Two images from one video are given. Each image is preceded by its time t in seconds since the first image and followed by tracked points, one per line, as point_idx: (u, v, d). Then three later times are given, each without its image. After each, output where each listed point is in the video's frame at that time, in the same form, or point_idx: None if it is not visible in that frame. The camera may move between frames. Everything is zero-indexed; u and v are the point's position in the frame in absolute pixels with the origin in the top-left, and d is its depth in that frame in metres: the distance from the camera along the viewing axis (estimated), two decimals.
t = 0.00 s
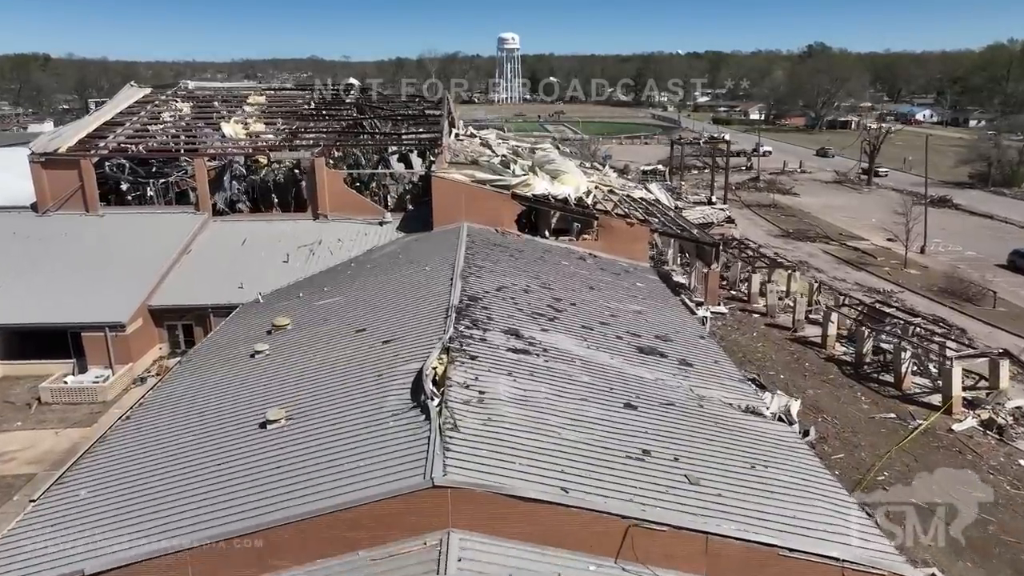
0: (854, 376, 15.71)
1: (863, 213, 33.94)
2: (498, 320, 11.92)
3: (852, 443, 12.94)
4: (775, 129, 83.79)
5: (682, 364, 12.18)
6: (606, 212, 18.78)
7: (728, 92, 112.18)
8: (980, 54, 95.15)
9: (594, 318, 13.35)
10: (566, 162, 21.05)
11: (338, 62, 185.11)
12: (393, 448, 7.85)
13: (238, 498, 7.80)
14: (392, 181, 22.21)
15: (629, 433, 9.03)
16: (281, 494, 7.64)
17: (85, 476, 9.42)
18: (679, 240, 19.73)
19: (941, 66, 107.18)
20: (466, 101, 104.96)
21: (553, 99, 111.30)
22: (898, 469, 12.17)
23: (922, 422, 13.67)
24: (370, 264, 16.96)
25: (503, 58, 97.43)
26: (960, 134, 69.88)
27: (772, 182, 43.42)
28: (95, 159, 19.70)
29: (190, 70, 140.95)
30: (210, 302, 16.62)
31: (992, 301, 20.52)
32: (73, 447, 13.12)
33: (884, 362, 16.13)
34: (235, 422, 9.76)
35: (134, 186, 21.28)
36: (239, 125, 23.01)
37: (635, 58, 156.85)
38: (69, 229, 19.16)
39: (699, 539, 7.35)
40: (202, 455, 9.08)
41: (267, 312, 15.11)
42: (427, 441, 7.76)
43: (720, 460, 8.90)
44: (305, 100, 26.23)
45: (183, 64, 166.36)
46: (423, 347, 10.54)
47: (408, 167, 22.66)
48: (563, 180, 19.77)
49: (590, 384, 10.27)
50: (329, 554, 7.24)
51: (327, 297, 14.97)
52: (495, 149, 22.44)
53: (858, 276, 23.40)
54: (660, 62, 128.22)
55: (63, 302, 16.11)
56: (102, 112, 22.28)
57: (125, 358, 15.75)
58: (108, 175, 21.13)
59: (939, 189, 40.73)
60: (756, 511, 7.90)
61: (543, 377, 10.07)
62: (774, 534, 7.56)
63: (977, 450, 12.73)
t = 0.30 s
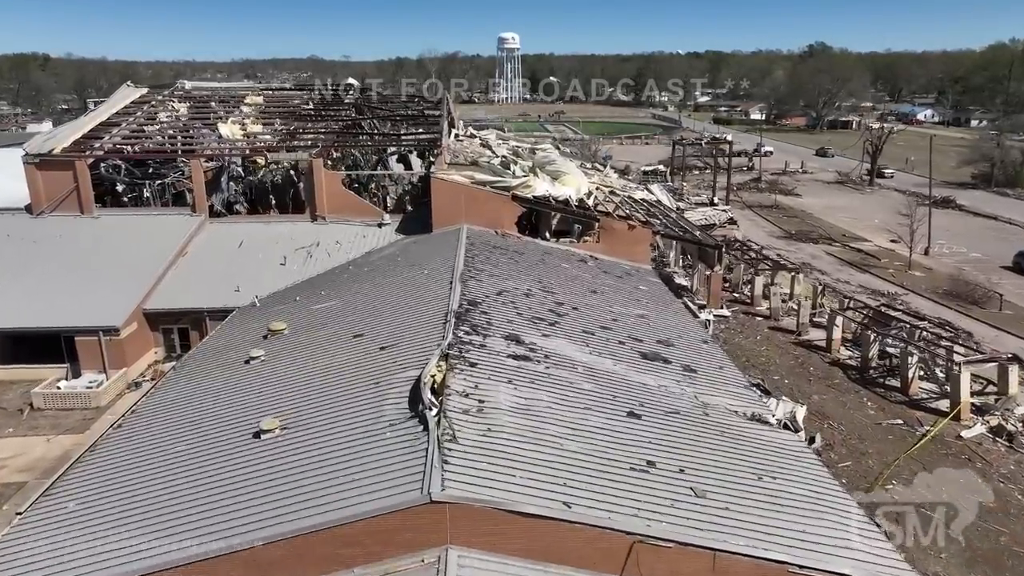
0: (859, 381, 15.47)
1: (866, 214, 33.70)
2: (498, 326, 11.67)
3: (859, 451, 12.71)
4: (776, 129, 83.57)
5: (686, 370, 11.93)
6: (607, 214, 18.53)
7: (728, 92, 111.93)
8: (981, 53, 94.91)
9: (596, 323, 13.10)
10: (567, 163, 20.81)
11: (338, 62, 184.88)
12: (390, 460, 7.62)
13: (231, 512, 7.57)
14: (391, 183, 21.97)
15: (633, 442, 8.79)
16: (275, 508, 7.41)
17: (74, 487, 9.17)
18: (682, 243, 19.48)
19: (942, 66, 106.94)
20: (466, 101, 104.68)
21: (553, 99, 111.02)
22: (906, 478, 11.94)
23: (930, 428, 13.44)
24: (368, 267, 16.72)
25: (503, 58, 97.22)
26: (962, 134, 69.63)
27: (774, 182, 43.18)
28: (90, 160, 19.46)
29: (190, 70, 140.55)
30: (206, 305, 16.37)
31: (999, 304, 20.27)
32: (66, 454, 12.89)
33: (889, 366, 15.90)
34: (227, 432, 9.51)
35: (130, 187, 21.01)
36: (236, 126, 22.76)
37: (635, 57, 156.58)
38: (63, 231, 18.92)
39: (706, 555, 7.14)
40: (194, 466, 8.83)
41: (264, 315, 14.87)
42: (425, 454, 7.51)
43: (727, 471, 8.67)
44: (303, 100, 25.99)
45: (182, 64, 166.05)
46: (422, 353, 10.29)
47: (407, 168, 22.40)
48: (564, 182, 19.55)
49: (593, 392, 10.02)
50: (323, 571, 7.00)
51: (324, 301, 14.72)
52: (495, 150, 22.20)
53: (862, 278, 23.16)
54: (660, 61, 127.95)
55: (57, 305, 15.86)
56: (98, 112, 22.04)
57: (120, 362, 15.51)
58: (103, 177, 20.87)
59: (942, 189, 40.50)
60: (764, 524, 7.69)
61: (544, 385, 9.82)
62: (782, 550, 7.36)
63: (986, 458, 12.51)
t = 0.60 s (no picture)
0: (865, 385, 15.25)
1: (868, 215, 33.47)
2: (498, 331, 11.45)
3: (866, 458, 12.50)
4: (777, 129, 83.34)
5: (689, 376, 11.71)
6: (609, 216, 18.29)
7: (729, 92, 111.73)
8: (982, 53, 94.70)
9: (598, 327, 12.89)
10: (568, 163, 20.66)
11: (338, 62, 184.77)
12: (386, 473, 7.41)
13: (222, 526, 7.35)
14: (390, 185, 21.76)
15: (636, 453, 8.58)
16: (268, 522, 7.19)
17: (63, 498, 8.95)
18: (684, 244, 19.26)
19: (943, 66, 106.77)
20: (466, 101, 104.44)
21: (553, 99, 110.79)
22: (914, 486, 11.74)
23: (938, 435, 13.25)
24: (367, 270, 16.49)
25: (503, 58, 97.04)
26: (963, 134, 69.43)
27: (775, 183, 42.95)
28: (85, 161, 19.25)
29: (190, 70, 140.26)
30: (202, 309, 16.14)
31: (1005, 306, 20.06)
32: (58, 461, 12.68)
33: (895, 370, 15.68)
34: (220, 442, 9.28)
35: (126, 188, 20.77)
36: (233, 126, 22.51)
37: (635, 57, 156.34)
38: (58, 233, 18.69)
39: (713, 572, 6.95)
40: (185, 477, 8.60)
41: (260, 319, 14.64)
42: (423, 466, 7.30)
43: (733, 482, 8.45)
44: (301, 100, 25.77)
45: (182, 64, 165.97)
46: (420, 360, 10.07)
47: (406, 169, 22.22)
48: (565, 183, 19.40)
49: (595, 400, 9.80)
50: None
51: (322, 305, 14.51)
52: (495, 151, 21.98)
53: (866, 279, 22.95)
54: (660, 61, 127.76)
55: (50, 309, 15.62)
56: (95, 112, 21.83)
57: (114, 367, 15.28)
58: (98, 178, 20.45)
59: (944, 189, 40.28)
60: (772, 538, 7.49)
61: (545, 392, 9.61)
62: (790, 565, 7.18)
63: (995, 465, 12.31)
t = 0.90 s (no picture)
0: (870, 391, 15.02)
1: (871, 216, 33.24)
2: (497, 337, 11.21)
3: (873, 467, 12.26)
4: (778, 129, 83.08)
5: (693, 383, 11.47)
6: (610, 218, 18.06)
7: (729, 92, 111.54)
8: (983, 53, 94.47)
9: (599, 332, 12.65)
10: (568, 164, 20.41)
11: (338, 61, 184.58)
12: (380, 489, 7.16)
13: (209, 544, 7.10)
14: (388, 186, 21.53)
15: (637, 465, 8.35)
16: (257, 540, 6.95)
17: (48, 513, 8.70)
18: (686, 247, 19.01)
19: (945, 66, 106.55)
20: (466, 101, 104.14)
21: (553, 99, 110.53)
22: (921, 496, 11.51)
23: (946, 443, 13.02)
24: (364, 273, 16.22)
25: (503, 58, 96.75)
26: (965, 134, 69.17)
27: (777, 183, 42.72)
28: (79, 162, 19.01)
29: (190, 70, 139.94)
30: (196, 312, 15.90)
31: (1011, 309, 19.81)
32: (49, 469, 12.44)
33: (901, 376, 15.45)
34: (210, 453, 9.01)
35: (121, 189, 20.49)
36: (229, 127, 22.23)
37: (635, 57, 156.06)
38: (51, 235, 18.44)
39: None
40: (173, 491, 8.34)
41: (255, 324, 14.39)
42: (417, 481, 7.06)
43: (739, 495, 8.21)
44: (299, 101, 25.53)
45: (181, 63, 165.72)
46: (416, 368, 9.82)
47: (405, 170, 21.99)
48: (565, 185, 19.17)
49: (596, 409, 9.56)
50: None
51: (317, 309, 14.25)
52: (495, 152, 21.74)
53: (869, 282, 22.71)
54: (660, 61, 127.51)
55: (42, 313, 15.37)
56: (89, 113, 21.58)
57: (107, 372, 15.04)
58: (93, 180, 20.15)
59: (947, 191, 40.05)
60: (778, 554, 7.27)
61: (545, 401, 9.36)
62: None
63: (1005, 475, 12.09)
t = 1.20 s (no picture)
0: (876, 398, 14.76)
1: (874, 218, 32.97)
2: (496, 344, 10.94)
3: (880, 477, 12.01)
4: (779, 129, 82.82)
5: (696, 392, 11.21)
6: (611, 221, 17.80)
7: (730, 92, 111.29)
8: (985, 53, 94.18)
9: (600, 338, 12.39)
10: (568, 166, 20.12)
11: (338, 61, 184.49)
12: (373, 507, 6.91)
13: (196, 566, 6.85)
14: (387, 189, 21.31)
15: (640, 478, 8.11)
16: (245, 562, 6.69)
17: (32, 530, 8.43)
18: (687, 250, 18.73)
19: (946, 66, 106.29)
20: (466, 101, 103.90)
21: (554, 99, 110.28)
22: (930, 508, 11.28)
23: (954, 451, 12.80)
24: (360, 277, 15.97)
25: (503, 58, 96.53)
26: (967, 134, 68.87)
27: (778, 184, 42.45)
28: (73, 163, 18.74)
29: (189, 70, 139.75)
30: (191, 317, 15.63)
31: (1017, 313, 19.55)
32: (38, 479, 12.19)
33: (907, 382, 15.20)
34: (199, 466, 8.74)
35: (116, 191, 20.22)
36: (225, 128, 21.94)
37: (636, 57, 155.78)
38: (44, 238, 18.17)
39: None
40: (160, 507, 8.08)
41: (249, 329, 14.13)
42: (411, 498, 6.82)
43: (745, 510, 7.97)
44: (296, 101, 25.27)
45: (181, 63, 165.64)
46: (412, 377, 9.56)
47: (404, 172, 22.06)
48: (565, 186, 18.90)
49: (598, 420, 9.30)
50: None
51: (313, 314, 13.99)
52: (494, 153, 21.47)
53: (873, 285, 22.45)
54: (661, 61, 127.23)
55: (33, 318, 15.09)
56: (82, 114, 21.34)
57: (99, 378, 14.77)
58: (87, 181, 19.81)
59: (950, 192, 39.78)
60: (785, 573, 7.05)
61: (545, 412, 9.11)
62: None
63: (1015, 486, 11.85)
